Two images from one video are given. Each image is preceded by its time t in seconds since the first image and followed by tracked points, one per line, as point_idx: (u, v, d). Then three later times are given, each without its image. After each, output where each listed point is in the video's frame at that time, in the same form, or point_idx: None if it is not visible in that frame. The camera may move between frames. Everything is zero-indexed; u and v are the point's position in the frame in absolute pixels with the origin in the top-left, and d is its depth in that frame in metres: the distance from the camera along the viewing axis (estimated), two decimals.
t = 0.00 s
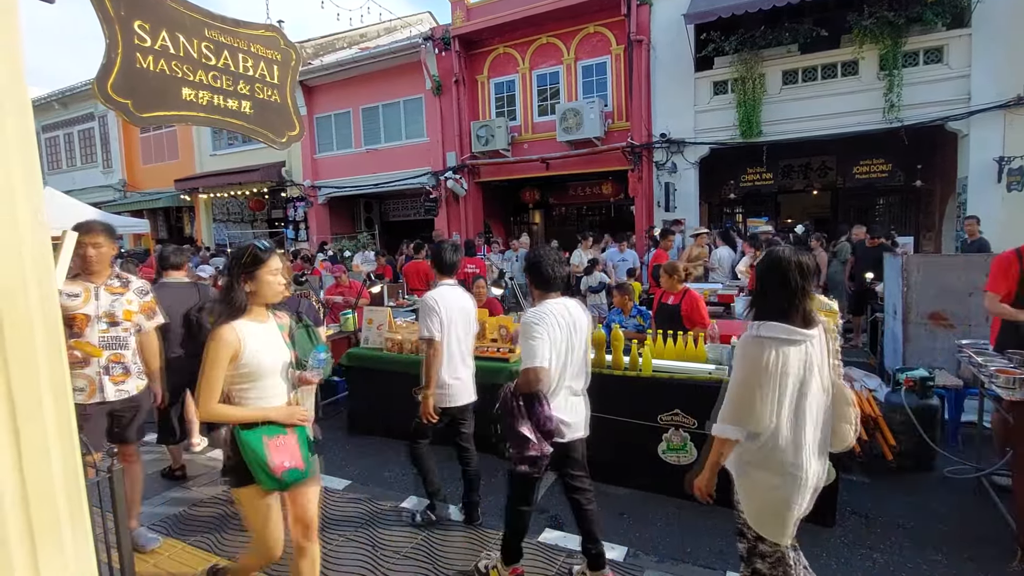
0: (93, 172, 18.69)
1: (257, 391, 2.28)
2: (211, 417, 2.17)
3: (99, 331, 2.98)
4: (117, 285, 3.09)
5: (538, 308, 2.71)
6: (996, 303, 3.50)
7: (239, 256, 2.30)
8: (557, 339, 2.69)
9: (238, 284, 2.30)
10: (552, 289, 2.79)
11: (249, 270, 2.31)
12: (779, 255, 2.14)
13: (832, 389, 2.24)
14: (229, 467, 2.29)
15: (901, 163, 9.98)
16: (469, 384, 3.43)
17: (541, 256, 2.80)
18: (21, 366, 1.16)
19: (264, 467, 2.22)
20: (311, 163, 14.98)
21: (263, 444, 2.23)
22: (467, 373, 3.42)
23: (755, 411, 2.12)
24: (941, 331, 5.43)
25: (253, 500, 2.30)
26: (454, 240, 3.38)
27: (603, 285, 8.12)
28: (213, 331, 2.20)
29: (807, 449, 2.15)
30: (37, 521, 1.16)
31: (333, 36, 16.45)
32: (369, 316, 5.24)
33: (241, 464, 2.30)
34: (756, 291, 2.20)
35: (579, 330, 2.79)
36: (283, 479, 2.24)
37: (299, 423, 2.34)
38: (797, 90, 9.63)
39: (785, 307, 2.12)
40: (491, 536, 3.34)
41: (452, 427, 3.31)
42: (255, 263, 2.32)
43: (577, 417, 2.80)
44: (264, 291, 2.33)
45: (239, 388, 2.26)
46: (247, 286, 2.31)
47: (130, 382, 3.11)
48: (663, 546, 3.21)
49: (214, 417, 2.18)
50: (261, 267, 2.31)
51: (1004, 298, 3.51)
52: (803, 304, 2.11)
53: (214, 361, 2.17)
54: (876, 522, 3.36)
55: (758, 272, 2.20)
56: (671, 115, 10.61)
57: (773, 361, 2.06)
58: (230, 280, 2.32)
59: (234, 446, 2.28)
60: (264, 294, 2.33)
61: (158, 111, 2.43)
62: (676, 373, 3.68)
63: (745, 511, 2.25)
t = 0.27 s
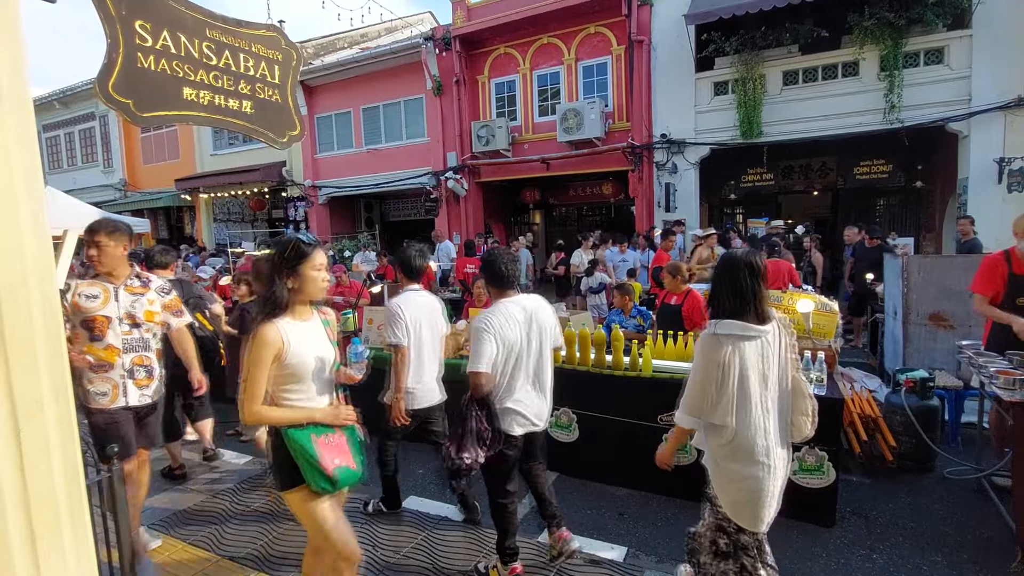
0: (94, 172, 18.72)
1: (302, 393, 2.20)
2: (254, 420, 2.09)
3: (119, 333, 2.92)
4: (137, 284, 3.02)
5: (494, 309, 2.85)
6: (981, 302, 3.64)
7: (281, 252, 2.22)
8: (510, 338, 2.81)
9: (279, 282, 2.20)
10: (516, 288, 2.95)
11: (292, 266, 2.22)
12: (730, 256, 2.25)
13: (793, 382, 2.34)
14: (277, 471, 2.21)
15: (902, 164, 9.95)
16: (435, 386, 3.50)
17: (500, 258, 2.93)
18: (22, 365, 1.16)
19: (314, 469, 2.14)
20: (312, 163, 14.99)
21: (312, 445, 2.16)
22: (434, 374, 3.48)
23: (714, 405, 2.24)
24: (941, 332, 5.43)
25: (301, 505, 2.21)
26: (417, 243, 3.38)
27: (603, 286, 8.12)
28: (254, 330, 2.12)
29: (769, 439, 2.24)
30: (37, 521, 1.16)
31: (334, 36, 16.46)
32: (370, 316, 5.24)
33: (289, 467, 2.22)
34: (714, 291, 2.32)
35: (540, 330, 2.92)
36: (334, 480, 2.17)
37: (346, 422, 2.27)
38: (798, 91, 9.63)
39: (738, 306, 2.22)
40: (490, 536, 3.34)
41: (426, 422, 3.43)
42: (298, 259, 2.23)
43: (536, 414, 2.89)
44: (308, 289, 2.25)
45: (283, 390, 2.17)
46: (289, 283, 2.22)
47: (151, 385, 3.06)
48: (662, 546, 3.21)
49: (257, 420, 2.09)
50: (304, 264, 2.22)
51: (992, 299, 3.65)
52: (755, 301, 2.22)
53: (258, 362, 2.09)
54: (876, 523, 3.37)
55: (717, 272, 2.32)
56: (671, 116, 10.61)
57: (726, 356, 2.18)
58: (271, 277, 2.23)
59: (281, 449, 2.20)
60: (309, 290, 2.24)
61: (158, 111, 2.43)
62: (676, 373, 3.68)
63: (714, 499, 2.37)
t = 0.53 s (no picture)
0: (95, 171, 18.73)
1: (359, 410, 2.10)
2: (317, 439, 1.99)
3: (138, 338, 2.70)
4: (151, 284, 2.79)
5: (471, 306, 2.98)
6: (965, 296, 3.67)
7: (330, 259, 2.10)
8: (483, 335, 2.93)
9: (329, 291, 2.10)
10: (500, 287, 3.06)
11: (344, 273, 2.11)
12: (698, 255, 2.33)
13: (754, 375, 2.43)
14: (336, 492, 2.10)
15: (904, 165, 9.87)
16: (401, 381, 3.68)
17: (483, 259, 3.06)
18: (23, 364, 1.16)
19: (387, 490, 2.04)
20: (313, 162, 14.99)
21: (381, 465, 2.05)
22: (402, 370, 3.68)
23: (677, 394, 2.33)
24: (942, 333, 5.42)
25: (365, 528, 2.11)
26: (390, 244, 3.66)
27: (603, 286, 8.12)
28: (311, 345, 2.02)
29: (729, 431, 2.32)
30: (37, 521, 1.16)
31: (335, 36, 16.46)
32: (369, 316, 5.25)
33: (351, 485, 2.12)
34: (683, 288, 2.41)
35: (519, 329, 3.01)
36: (406, 501, 2.07)
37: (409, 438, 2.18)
38: (799, 92, 9.63)
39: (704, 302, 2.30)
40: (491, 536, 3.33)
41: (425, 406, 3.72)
42: (349, 265, 2.11)
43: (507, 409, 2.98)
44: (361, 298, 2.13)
45: (341, 408, 2.06)
46: (341, 292, 2.11)
47: (177, 388, 2.84)
48: (661, 547, 3.21)
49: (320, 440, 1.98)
50: (356, 270, 2.11)
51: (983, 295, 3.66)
52: (719, 297, 2.28)
53: (318, 380, 1.99)
54: (877, 524, 3.36)
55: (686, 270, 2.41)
56: (672, 116, 10.60)
57: (690, 349, 2.27)
58: (322, 287, 2.12)
59: (344, 468, 2.09)
60: (362, 299, 2.13)
61: (160, 110, 2.44)
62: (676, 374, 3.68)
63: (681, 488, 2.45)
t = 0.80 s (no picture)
0: (95, 170, 18.73)
1: (420, 415, 1.91)
2: (377, 446, 1.79)
3: (164, 340, 2.57)
4: (177, 285, 2.69)
5: (460, 298, 3.08)
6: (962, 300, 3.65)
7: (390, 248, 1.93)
8: (471, 328, 3.01)
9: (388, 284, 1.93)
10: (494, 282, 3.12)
11: (404, 265, 1.94)
12: (676, 255, 2.50)
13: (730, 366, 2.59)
14: (388, 503, 1.87)
15: (904, 166, 9.92)
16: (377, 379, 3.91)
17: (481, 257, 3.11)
18: (24, 360, 1.28)
19: (450, 502, 1.81)
20: (313, 162, 14.99)
21: (441, 473, 1.83)
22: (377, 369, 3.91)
23: (652, 383, 2.50)
24: (942, 334, 5.41)
25: (419, 544, 1.88)
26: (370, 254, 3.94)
27: (604, 287, 8.12)
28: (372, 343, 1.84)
29: (701, 416, 2.46)
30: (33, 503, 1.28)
31: (336, 36, 16.46)
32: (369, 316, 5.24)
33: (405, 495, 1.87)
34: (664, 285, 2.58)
35: (505, 324, 3.06)
36: (469, 513, 1.85)
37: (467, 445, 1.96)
38: (800, 92, 9.63)
39: (677, 296, 2.46)
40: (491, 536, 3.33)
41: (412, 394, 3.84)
42: (410, 255, 1.94)
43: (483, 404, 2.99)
44: (420, 291, 1.97)
45: (402, 412, 1.87)
46: (401, 285, 1.94)
47: (204, 394, 2.72)
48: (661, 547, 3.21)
49: (381, 448, 1.79)
50: (418, 262, 1.94)
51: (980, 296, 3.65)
52: (694, 294, 2.44)
53: (383, 381, 1.81)
54: (877, 526, 3.36)
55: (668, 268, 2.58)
56: (673, 117, 10.61)
57: (665, 341, 2.44)
58: (380, 279, 1.95)
59: (397, 478, 1.86)
60: (423, 292, 1.97)
61: (160, 110, 2.44)
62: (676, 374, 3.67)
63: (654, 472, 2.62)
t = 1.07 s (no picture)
0: (96, 169, 18.75)
1: (478, 436, 1.85)
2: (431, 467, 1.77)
3: (210, 346, 2.45)
4: (223, 289, 2.57)
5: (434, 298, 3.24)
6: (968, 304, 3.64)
7: (462, 255, 1.86)
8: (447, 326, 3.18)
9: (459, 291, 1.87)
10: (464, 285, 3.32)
11: (479, 273, 1.87)
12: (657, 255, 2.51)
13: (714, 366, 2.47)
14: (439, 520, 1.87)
15: (905, 167, 9.92)
16: (353, 371, 3.92)
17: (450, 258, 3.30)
18: (26, 363, 1.27)
19: (497, 536, 1.78)
20: (314, 162, 14.99)
21: (493, 503, 1.80)
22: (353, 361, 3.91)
23: (624, 379, 2.54)
24: (943, 334, 5.41)
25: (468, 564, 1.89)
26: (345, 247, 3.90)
27: (604, 287, 8.12)
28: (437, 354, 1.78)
29: (673, 412, 2.42)
30: (35, 507, 1.28)
31: (337, 36, 16.46)
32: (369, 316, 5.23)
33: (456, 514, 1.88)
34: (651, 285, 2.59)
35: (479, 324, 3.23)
36: (517, 549, 1.81)
37: (524, 474, 1.91)
38: (800, 93, 9.63)
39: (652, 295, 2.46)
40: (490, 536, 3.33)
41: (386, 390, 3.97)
42: (484, 263, 1.88)
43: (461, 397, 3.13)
44: (490, 301, 1.91)
45: (458, 432, 1.83)
46: (475, 293, 1.88)
47: (243, 404, 2.60)
48: (660, 547, 3.21)
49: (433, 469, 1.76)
50: (492, 270, 1.88)
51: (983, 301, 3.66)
52: (668, 292, 2.42)
53: (442, 397, 1.77)
54: (878, 526, 3.35)
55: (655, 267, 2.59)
56: (673, 117, 10.60)
57: (633, 337, 2.49)
58: (451, 284, 1.89)
59: (452, 501, 1.85)
60: (493, 303, 1.91)
61: (160, 109, 2.43)
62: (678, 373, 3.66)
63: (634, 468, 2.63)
